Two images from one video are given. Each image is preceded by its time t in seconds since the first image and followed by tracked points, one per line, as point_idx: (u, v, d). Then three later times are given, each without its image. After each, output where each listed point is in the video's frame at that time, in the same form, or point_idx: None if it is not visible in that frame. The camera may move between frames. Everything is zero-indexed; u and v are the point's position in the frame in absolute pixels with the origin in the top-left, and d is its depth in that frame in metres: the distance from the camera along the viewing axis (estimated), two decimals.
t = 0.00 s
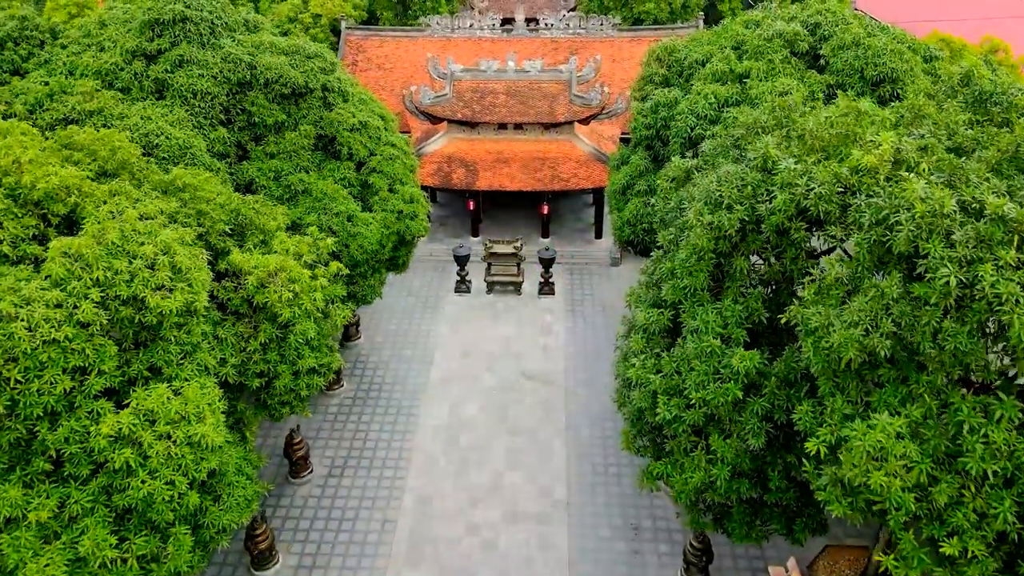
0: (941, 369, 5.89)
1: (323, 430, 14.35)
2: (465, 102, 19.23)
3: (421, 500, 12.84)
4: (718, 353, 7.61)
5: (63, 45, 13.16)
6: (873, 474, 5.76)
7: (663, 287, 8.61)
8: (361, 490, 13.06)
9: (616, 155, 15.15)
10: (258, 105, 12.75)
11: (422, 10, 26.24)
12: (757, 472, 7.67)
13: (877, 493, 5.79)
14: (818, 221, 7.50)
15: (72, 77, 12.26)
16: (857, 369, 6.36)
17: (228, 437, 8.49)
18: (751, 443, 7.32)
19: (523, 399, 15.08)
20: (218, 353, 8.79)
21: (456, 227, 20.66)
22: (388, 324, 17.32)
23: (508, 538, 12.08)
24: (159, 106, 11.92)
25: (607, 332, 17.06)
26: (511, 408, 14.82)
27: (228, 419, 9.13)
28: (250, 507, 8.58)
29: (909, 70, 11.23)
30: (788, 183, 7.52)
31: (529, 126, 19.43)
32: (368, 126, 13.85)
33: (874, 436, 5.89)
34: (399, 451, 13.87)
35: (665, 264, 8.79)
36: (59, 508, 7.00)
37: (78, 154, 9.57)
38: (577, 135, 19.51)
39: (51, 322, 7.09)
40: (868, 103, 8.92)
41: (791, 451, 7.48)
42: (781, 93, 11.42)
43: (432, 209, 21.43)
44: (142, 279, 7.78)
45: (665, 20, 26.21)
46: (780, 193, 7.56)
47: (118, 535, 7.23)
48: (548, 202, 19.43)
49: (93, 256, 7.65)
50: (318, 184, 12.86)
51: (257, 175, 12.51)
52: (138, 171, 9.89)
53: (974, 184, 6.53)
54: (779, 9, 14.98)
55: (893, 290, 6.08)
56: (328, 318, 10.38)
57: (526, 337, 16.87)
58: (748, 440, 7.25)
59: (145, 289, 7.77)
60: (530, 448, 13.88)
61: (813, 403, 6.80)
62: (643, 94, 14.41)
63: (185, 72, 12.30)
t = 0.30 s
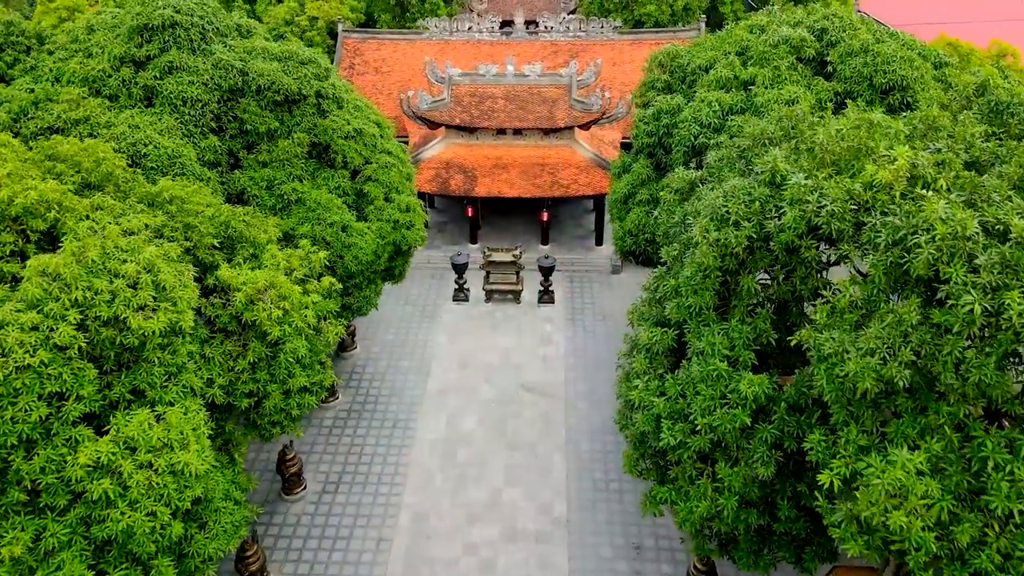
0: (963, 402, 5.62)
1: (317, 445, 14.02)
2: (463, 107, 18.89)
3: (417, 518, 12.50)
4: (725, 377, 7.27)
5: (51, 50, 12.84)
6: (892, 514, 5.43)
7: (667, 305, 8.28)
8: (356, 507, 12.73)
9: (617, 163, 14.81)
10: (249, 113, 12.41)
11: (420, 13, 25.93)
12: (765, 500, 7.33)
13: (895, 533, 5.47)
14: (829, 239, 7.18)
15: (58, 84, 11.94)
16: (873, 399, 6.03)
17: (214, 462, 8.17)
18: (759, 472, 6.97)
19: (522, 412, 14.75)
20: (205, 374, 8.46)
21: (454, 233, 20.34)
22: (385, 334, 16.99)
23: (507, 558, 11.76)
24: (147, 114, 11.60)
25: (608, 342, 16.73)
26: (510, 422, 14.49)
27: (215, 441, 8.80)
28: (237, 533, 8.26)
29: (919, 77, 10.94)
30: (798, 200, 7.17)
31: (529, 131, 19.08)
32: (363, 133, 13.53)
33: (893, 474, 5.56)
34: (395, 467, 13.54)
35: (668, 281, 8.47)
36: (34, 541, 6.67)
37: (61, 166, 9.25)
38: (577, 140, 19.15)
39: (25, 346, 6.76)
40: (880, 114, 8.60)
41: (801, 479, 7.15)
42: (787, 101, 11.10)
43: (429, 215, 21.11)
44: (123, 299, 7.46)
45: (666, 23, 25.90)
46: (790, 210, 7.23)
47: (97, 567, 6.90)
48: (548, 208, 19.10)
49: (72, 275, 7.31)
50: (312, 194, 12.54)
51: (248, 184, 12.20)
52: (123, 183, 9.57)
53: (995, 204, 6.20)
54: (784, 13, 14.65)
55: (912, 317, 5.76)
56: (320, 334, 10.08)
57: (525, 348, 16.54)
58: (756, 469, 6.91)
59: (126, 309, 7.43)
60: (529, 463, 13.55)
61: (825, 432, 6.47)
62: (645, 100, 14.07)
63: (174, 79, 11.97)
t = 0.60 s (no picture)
0: (992, 443, 5.33)
1: (311, 462, 13.65)
2: (461, 113, 18.51)
3: (412, 539, 12.12)
4: (734, 407, 6.91)
5: (35, 57, 12.47)
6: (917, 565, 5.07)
7: (672, 328, 7.91)
8: (350, 527, 12.35)
9: (619, 171, 14.42)
10: (240, 121, 12.04)
11: (418, 16, 25.57)
12: (776, 536, 6.95)
13: None
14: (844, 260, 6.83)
15: (42, 92, 11.59)
16: (893, 437, 5.68)
17: (197, 492, 7.79)
18: (771, 508, 6.59)
19: (521, 427, 14.37)
20: (189, 399, 8.09)
21: (452, 241, 19.97)
22: (381, 346, 16.61)
23: None
24: (134, 123, 11.25)
25: (609, 353, 16.36)
26: (509, 438, 14.10)
27: (200, 467, 8.43)
28: (222, 566, 7.88)
29: (932, 86, 10.61)
30: (811, 220, 6.79)
31: (528, 137, 18.71)
32: (358, 142, 13.17)
33: (919, 523, 5.20)
34: (390, 485, 13.16)
35: (673, 302, 8.10)
36: None
37: (40, 180, 8.89)
38: (577, 146, 18.75)
39: None
40: (894, 128, 8.25)
41: (814, 515, 6.78)
42: (795, 110, 10.74)
43: (427, 222, 20.74)
44: (100, 324, 7.09)
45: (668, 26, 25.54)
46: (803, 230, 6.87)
47: None
48: (548, 216, 18.74)
49: (45, 299, 6.94)
50: (305, 205, 12.18)
51: (239, 196, 11.85)
52: (106, 198, 9.20)
53: None
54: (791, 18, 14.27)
55: (937, 351, 5.43)
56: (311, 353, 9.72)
57: (524, 360, 16.15)
58: (768, 506, 6.54)
59: (103, 335, 7.06)
60: (528, 481, 13.18)
61: (841, 468, 6.10)
62: (647, 107, 13.69)
63: (162, 87, 11.60)
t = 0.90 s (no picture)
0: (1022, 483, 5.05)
1: (305, 477, 13.33)
2: (459, 118, 18.19)
3: (408, 558, 11.80)
4: (743, 435, 6.59)
5: (21, 62, 12.16)
6: None
7: (677, 348, 7.58)
8: (344, 546, 12.03)
9: (620, 179, 14.08)
10: (232, 129, 11.73)
11: (416, 18, 25.25)
12: (787, 569, 6.63)
13: None
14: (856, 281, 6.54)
15: (27, 99, 11.27)
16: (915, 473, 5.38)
17: (181, 520, 7.47)
18: (783, 543, 6.27)
19: (520, 441, 14.04)
20: (174, 422, 7.77)
21: (451, 248, 19.66)
22: (377, 356, 16.29)
23: None
24: (121, 131, 10.93)
25: (610, 364, 16.03)
26: (508, 452, 13.78)
27: (186, 492, 8.10)
28: None
29: (944, 94, 10.32)
30: (825, 239, 6.50)
31: (528, 142, 18.38)
32: (353, 150, 12.84)
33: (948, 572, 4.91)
34: (386, 501, 12.84)
35: (679, 321, 7.78)
36: None
37: (20, 193, 8.57)
38: (577, 152, 18.41)
39: None
40: (907, 139, 7.94)
41: (828, 548, 6.46)
42: (803, 119, 10.43)
43: (425, 228, 20.42)
44: (78, 346, 6.76)
45: (670, 28, 25.23)
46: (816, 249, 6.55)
47: None
48: (548, 223, 18.43)
49: (20, 321, 6.62)
50: (298, 215, 11.86)
51: (230, 206, 11.53)
52: (89, 211, 8.88)
53: None
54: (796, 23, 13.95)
55: (964, 385, 5.16)
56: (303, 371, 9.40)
57: (524, 370, 15.82)
58: (780, 541, 6.22)
59: (82, 358, 6.73)
60: (528, 498, 12.85)
61: (859, 503, 5.78)
62: (650, 114, 13.37)
63: (151, 94, 11.28)
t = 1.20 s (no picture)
0: None
1: (297, 495, 12.94)
2: (457, 124, 17.82)
3: None
4: (755, 471, 6.20)
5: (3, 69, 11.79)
6: None
7: (683, 375, 7.20)
8: (338, 569, 11.64)
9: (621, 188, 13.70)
10: (220, 138, 11.35)
11: (414, 20, 24.84)
12: None
13: None
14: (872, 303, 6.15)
15: (8, 108, 10.89)
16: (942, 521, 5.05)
17: (160, 557, 7.08)
18: None
19: (519, 458, 13.65)
20: (154, 452, 7.40)
21: (449, 256, 19.28)
22: (373, 368, 15.90)
23: None
24: (105, 142, 10.56)
25: (611, 376, 15.65)
26: (506, 470, 13.39)
27: (168, 523, 7.73)
28: None
29: (958, 104, 9.96)
30: (842, 264, 6.13)
31: (527, 149, 17.99)
32: (347, 158, 12.45)
33: None
34: (381, 521, 12.45)
35: (685, 345, 7.40)
36: None
37: None
38: (578, 158, 18.02)
39: None
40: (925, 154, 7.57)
41: None
42: (812, 129, 10.06)
43: (423, 235, 20.04)
44: (49, 376, 6.38)
45: (672, 31, 24.86)
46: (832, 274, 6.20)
47: None
48: (548, 232, 18.07)
49: None
50: (290, 228, 11.50)
51: (219, 218, 11.17)
52: (68, 227, 8.50)
53: None
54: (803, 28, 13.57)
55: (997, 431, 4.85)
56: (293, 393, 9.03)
57: (523, 383, 15.43)
58: None
59: (53, 389, 6.35)
60: (527, 518, 12.46)
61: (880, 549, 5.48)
62: (652, 121, 12.98)
63: (136, 103, 10.90)
